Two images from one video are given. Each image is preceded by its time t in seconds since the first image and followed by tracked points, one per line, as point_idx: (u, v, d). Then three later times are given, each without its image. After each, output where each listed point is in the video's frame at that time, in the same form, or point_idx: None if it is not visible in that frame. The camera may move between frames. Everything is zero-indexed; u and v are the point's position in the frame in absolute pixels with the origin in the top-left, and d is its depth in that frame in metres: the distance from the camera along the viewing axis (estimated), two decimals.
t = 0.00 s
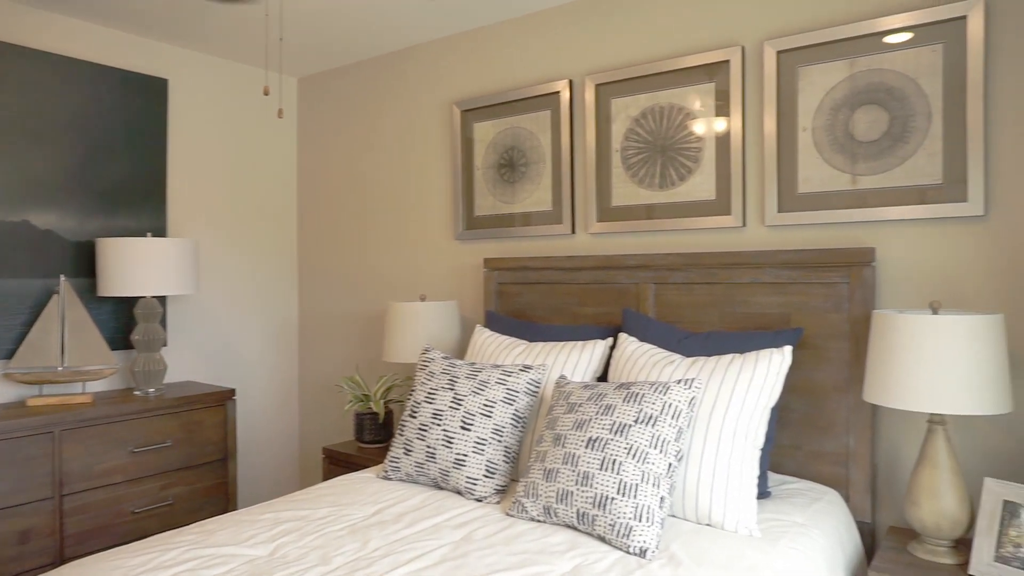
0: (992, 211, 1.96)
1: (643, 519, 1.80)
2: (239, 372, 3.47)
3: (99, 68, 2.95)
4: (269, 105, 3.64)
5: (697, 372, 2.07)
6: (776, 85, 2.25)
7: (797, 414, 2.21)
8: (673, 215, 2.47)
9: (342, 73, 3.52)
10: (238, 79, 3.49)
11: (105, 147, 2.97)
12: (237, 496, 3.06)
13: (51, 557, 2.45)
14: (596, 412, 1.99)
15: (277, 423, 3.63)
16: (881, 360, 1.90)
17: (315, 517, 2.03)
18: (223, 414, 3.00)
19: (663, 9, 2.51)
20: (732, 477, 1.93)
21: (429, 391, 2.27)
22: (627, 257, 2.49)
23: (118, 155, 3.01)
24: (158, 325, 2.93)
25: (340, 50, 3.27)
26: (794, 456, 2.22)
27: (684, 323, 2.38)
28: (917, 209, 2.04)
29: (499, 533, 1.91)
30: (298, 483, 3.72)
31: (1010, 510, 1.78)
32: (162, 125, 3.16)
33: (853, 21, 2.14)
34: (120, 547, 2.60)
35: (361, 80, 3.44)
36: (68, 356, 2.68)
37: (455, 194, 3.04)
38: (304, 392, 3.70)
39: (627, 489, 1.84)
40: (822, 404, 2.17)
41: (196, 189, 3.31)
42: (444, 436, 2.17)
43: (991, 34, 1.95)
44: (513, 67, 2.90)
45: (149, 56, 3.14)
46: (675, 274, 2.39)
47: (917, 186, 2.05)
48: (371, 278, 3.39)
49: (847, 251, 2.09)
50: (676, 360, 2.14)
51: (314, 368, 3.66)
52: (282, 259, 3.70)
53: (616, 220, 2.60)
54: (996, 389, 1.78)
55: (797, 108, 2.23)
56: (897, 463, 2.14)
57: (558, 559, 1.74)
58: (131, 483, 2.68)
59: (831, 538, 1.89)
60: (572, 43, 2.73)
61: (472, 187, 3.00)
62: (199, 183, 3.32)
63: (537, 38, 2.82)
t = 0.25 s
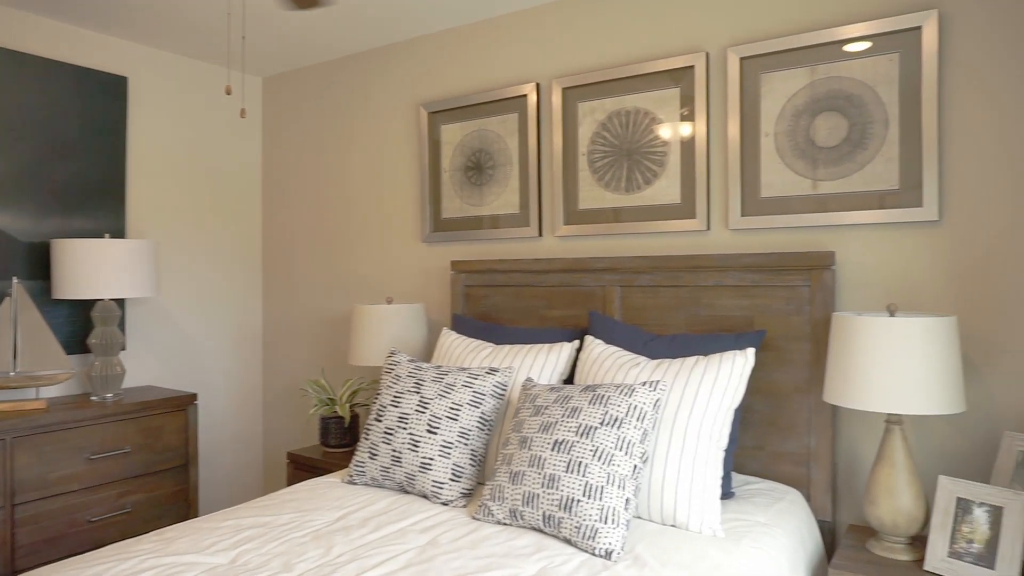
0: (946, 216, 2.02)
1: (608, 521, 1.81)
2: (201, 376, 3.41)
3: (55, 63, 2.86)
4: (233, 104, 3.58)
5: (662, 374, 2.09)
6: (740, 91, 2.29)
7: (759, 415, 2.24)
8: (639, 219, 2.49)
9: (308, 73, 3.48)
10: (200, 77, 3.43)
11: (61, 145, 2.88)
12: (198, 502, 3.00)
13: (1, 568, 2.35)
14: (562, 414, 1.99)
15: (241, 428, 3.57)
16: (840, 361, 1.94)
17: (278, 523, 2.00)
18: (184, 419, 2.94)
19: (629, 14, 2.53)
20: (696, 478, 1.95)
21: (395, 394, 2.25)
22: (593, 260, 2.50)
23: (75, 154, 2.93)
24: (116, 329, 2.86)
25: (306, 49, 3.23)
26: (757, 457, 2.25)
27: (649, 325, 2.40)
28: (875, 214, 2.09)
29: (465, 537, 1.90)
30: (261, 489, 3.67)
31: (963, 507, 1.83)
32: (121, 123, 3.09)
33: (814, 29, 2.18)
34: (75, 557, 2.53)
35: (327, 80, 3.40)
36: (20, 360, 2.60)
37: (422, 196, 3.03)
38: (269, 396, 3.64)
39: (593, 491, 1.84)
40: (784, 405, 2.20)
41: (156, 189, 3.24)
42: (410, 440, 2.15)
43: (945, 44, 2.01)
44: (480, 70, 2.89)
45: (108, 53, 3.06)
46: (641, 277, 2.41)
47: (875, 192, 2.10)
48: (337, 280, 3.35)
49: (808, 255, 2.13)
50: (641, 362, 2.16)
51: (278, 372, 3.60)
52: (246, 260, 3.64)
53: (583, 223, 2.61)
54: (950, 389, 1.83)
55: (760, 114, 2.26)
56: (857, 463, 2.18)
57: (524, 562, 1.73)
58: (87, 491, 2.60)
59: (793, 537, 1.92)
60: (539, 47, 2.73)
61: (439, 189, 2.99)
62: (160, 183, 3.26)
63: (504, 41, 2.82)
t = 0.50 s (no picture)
0: (905, 219, 2.07)
1: (576, 523, 1.81)
2: (163, 380, 3.34)
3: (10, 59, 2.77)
4: (197, 103, 3.52)
5: (629, 376, 2.10)
6: (705, 95, 2.31)
7: (725, 415, 2.27)
8: (606, 221, 2.50)
9: (274, 72, 3.43)
10: (162, 75, 3.36)
11: (16, 143, 2.79)
12: (159, 510, 2.93)
13: None
14: (529, 417, 1.99)
15: (204, 433, 3.50)
16: (803, 362, 1.97)
17: (241, 530, 1.96)
18: (144, 424, 2.87)
19: (596, 17, 2.54)
20: (663, 479, 1.96)
21: (362, 398, 2.23)
22: (561, 262, 2.51)
23: (31, 152, 2.84)
24: (73, 332, 2.79)
25: (272, 48, 3.18)
26: (723, 457, 2.27)
27: (616, 327, 2.42)
28: (837, 217, 2.13)
29: (432, 541, 1.88)
30: (226, 495, 3.60)
31: (921, 504, 1.87)
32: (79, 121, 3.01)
33: (777, 35, 2.21)
34: (30, 569, 2.45)
35: (294, 80, 3.36)
36: None
37: (389, 197, 3.01)
38: (234, 400, 3.58)
39: (560, 493, 1.85)
40: (749, 406, 2.23)
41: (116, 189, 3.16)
42: (377, 443, 2.13)
43: (904, 51, 2.05)
44: (448, 71, 2.88)
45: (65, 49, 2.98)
46: (608, 279, 2.42)
47: (836, 195, 2.13)
48: (304, 282, 3.31)
49: (771, 257, 2.17)
50: (609, 364, 2.17)
51: (243, 375, 3.55)
52: (210, 262, 3.57)
53: (551, 225, 2.62)
54: (907, 388, 1.87)
55: (725, 118, 2.29)
56: (819, 462, 2.22)
57: (492, 566, 1.73)
58: (42, 500, 2.53)
59: (757, 536, 1.94)
60: (507, 49, 2.73)
61: (407, 190, 2.97)
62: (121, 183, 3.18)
63: (472, 42, 2.82)
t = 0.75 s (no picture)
0: (871, 223, 2.10)
1: (548, 526, 1.81)
2: (130, 385, 3.27)
3: None
4: (165, 103, 3.46)
5: (602, 379, 2.10)
6: (677, 100, 2.33)
7: (696, 417, 2.28)
8: (579, 224, 2.51)
9: (245, 72, 3.39)
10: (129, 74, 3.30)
11: None
12: (126, 517, 2.87)
13: None
14: (501, 420, 1.99)
15: (172, 439, 3.44)
16: (772, 364, 1.99)
17: (209, 537, 1.93)
18: (109, 430, 2.81)
19: (570, 21, 2.55)
20: (634, 481, 1.97)
21: (332, 402, 2.21)
22: (534, 264, 2.51)
23: None
24: (36, 337, 2.72)
25: (243, 47, 3.14)
26: (695, 459, 2.29)
27: (589, 330, 2.42)
28: (805, 220, 2.15)
29: (404, 546, 1.87)
30: (195, 501, 3.54)
31: (887, 503, 1.89)
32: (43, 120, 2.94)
33: (748, 41, 2.24)
34: None
35: (265, 80, 3.32)
36: None
37: (362, 199, 2.98)
38: (204, 405, 3.52)
39: (532, 496, 1.84)
40: (720, 408, 2.25)
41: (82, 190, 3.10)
42: (348, 447, 2.11)
43: (870, 58, 2.09)
44: (421, 73, 2.87)
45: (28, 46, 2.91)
46: (581, 282, 2.43)
47: (805, 199, 2.16)
48: (275, 285, 3.27)
49: (741, 260, 2.19)
50: (581, 366, 2.17)
51: (213, 380, 3.49)
52: (178, 265, 3.51)
53: (525, 227, 2.62)
54: (874, 390, 1.89)
55: (696, 122, 2.31)
56: (788, 462, 2.24)
57: (464, 570, 1.72)
58: (2, 509, 2.46)
59: (728, 537, 1.96)
60: (481, 51, 2.73)
61: (380, 193, 2.95)
62: (86, 184, 3.12)
63: (446, 44, 2.81)
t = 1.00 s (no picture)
0: (842, 226, 2.13)
1: (522, 529, 1.80)
2: (98, 388, 3.21)
3: None
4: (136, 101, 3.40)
5: (577, 381, 2.10)
6: (652, 103, 2.34)
7: (671, 418, 2.29)
8: (555, 226, 2.51)
9: (218, 70, 3.34)
10: (99, 71, 3.24)
11: None
12: (93, 524, 2.81)
13: None
14: (476, 422, 1.98)
15: (142, 443, 3.38)
16: (745, 366, 2.01)
17: (177, 543, 1.89)
18: (76, 435, 2.75)
19: (546, 23, 2.55)
20: (609, 483, 1.97)
21: (305, 405, 2.19)
22: (509, 266, 2.51)
23: None
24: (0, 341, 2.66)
25: (216, 46, 3.10)
26: (670, 460, 2.29)
27: (564, 331, 2.42)
28: (778, 223, 2.17)
29: (377, 550, 1.85)
30: (165, 507, 3.48)
31: (858, 503, 1.91)
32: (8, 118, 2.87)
33: (722, 45, 2.26)
34: None
35: (239, 79, 3.28)
36: None
37: (336, 200, 2.96)
38: (175, 408, 3.47)
39: (506, 499, 1.83)
40: (694, 409, 2.26)
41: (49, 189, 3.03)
42: (321, 451, 2.09)
43: (842, 64, 2.12)
44: (397, 73, 2.85)
45: None
46: (557, 284, 2.43)
47: (779, 202, 2.18)
48: (249, 286, 3.23)
49: (715, 262, 2.20)
50: (556, 368, 2.17)
51: (184, 383, 3.44)
52: (149, 266, 3.46)
53: (500, 229, 2.61)
54: (844, 391, 1.91)
55: (671, 125, 2.32)
56: (761, 463, 2.26)
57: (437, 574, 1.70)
58: None
59: (702, 538, 1.97)
60: (457, 52, 2.72)
61: (355, 193, 2.93)
62: (54, 183, 3.05)
63: (422, 45, 2.80)
